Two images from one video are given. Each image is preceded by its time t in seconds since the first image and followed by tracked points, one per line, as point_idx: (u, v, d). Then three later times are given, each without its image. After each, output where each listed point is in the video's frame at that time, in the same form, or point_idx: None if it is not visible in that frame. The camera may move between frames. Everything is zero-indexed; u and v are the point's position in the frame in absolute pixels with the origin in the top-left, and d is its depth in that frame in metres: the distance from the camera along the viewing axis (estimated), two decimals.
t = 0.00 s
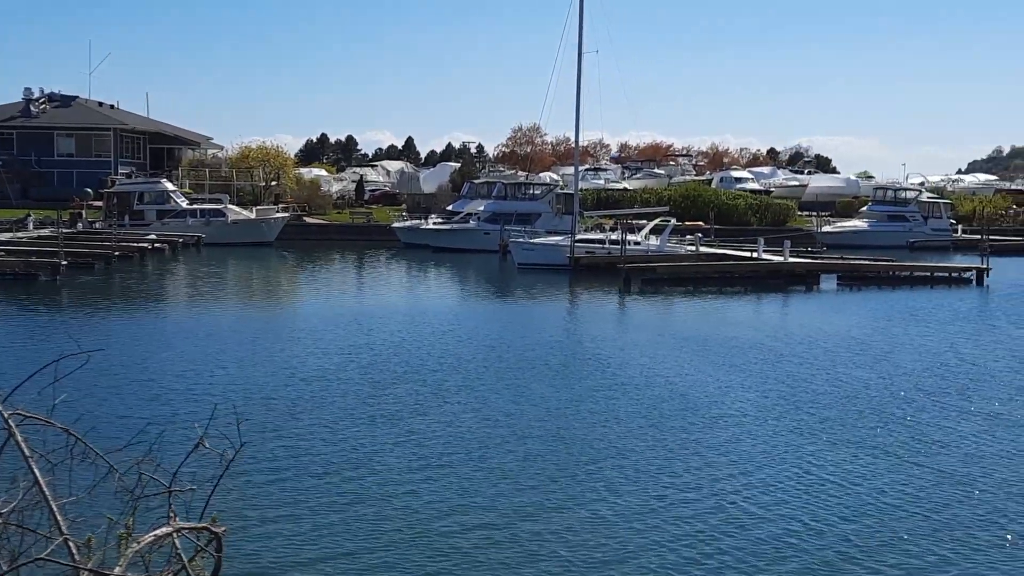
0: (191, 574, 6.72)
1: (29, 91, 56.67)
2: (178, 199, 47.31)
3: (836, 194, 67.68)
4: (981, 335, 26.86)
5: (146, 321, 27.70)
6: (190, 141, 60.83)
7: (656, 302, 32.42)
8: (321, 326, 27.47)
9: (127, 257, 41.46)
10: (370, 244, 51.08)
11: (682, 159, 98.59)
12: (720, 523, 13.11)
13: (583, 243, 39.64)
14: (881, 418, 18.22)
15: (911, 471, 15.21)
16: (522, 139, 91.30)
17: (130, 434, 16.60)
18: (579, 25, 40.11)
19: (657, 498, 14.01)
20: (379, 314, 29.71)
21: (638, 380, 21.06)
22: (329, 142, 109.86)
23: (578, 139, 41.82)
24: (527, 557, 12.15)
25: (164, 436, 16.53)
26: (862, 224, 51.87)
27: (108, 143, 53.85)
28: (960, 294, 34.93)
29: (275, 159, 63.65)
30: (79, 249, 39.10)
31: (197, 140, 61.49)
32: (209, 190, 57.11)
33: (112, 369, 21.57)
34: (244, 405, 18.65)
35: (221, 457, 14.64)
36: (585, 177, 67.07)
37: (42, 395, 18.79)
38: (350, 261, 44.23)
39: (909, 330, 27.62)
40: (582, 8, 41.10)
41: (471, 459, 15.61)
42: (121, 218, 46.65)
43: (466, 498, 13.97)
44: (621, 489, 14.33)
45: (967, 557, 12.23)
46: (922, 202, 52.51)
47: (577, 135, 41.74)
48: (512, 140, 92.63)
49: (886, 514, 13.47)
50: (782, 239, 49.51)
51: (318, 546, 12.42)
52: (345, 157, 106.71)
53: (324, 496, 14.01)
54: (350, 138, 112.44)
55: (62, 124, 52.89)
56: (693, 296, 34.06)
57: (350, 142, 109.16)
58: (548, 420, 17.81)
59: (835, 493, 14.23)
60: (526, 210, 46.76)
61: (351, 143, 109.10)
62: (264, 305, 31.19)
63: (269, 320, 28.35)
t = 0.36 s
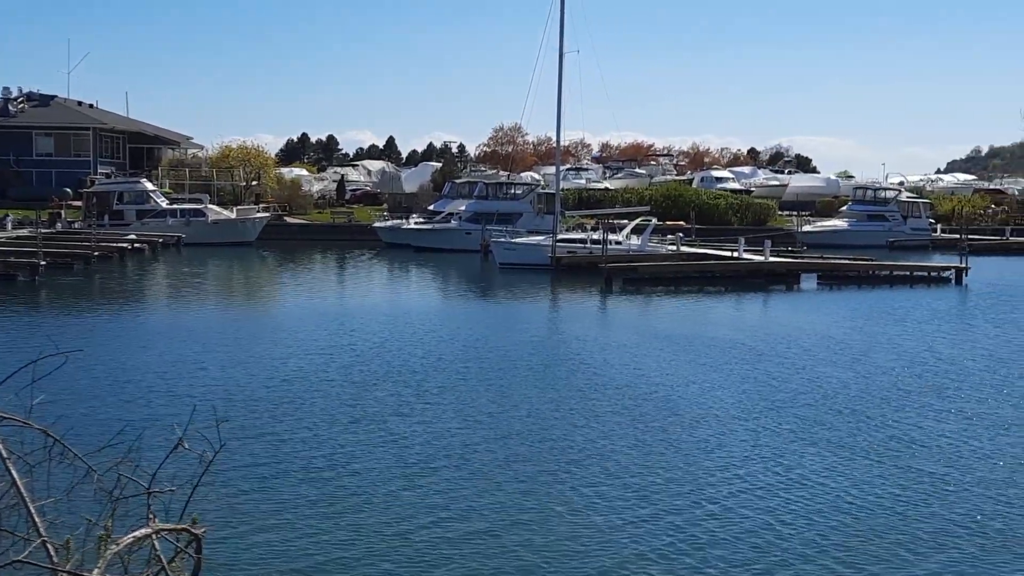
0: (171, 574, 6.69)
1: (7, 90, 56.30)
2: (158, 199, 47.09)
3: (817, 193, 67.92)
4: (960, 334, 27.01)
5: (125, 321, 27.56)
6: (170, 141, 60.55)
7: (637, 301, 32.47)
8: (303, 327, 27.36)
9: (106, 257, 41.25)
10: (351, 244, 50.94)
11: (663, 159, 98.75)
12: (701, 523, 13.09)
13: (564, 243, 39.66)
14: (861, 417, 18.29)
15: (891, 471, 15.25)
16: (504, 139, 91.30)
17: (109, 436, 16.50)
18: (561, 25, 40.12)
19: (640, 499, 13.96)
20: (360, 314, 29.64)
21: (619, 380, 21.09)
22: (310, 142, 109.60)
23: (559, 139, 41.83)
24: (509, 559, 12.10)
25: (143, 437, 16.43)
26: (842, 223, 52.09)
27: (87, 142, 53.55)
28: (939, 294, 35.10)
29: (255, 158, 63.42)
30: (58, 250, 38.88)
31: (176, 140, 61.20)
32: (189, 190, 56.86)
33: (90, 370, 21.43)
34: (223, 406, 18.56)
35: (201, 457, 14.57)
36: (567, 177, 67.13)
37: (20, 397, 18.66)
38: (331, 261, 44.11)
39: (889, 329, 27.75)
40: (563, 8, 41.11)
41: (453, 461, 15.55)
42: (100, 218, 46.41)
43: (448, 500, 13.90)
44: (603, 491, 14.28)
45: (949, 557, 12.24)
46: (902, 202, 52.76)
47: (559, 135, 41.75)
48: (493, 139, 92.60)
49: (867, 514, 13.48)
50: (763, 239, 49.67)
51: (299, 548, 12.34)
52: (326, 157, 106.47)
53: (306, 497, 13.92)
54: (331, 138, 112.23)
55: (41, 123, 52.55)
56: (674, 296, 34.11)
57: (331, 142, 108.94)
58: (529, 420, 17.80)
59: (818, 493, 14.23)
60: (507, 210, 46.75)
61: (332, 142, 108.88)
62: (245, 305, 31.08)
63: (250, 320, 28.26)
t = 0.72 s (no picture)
0: None
1: None
2: (136, 199, 46.84)
3: (796, 194, 68.19)
4: (936, 334, 27.19)
5: (103, 322, 27.43)
6: (148, 141, 60.25)
7: (617, 302, 32.52)
8: (282, 328, 27.27)
9: (83, 258, 40.99)
10: (331, 244, 50.83)
11: (642, 160, 98.99)
12: (680, 523, 13.10)
13: (544, 243, 39.68)
14: (840, 417, 18.35)
15: (870, 470, 15.32)
16: (484, 139, 91.30)
17: (86, 438, 16.37)
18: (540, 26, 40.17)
19: (620, 499, 13.96)
20: (340, 315, 29.60)
21: (599, 380, 21.12)
22: (289, 142, 109.37)
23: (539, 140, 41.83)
24: (490, 560, 12.07)
25: (120, 439, 16.31)
26: (820, 224, 52.31)
27: (64, 142, 53.22)
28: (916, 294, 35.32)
29: (234, 158, 63.17)
30: (36, 250, 38.63)
31: (155, 140, 60.89)
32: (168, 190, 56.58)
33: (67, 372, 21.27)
34: (202, 408, 18.44)
35: (179, 460, 14.45)
36: (547, 177, 67.18)
37: None
38: (310, 261, 43.98)
39: (867, 329, 27.91)
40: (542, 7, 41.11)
41: (433, 461, 15.52)
42: (77, 219, 46.14)
43: (427, 501, 13.87)
44: (582, 491, 14.27)
45: (927, 555, 12.30)
46: (880, 202, 53.03)
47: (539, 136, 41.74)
48: (473, 140, 92.59)
49: (846, 513, 13.55)
50: (742, 239, 49.85)
51: (278, 550, 12.28)
52: (305, 157, 106.29)
53: (285, 499, 13.86)
54: (310, 138, 111.97)
55: (18, 122, 52.19)
56: (654, 296, 34.19)
57: (310, 142, 108.78)
58: (510, 421, 17.79)
59: (798, 493, 14.28)
60: (487, 210, 46.71)
61: (311, 143, 108.70)
62: (225, 305, 31.01)
63: (229, 321, 28.18)
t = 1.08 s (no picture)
0: None
1: None
2: (112, 199, 46.59)
3: (773, 194, 68.48)
4: (912, 333, 27.36)
5: (80, 322, 27.27)
6: (125, 141, 59.93)
7: (595, 302, 32.56)
8: (261, 328, 27.19)
9: (59, 258, 40.73)
10: (309, 244, 50.69)
11: (620, 160, 99.17)
12: (660, 523, 13.12)
13: (523, 243, 39.71)
14: (818, 416, 18.46)
15: (849, 469, 15.38)
16: (463, 139, 91.26)
17: (62, 439, 16.28)
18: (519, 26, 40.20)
19: (600, 499, 13.97)
20: (319, 315, 29.53)
21: (579, 380, 21.15)
22: (267, 142, 109.02)
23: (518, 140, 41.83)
24: (470, 562, 12.06)
25: (97, 440, 16.23)
26: (797, 224, 52.55)
27: (40, 142, 52.87)
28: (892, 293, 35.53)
29: (212, 158, 62.92)
30: (11, 250, 38.38)
31: (131, 139, 60.58)
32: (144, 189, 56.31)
33: (43, 372, 21.13)
34: (180, 409, 18.37)
35: (157, 461, 14.39)
36: (525, 178, 67.23)
37: None
38: (288, 261, 43.84)
39: (843, 329, 28.05)
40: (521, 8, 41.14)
41: (413, 462, 15.50)
42: (53, 219, 45.85)
43: (407, 502, 13.84)
44: (562, 492, 14.27)
45: (906, 553, 12.37)
46: (856, 203, 53.31)
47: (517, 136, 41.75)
48: (452, 140, 92.51)
49: (822, 511, 13.64)
50: (720, 239, 50.02)
51: (256, 551, 12.23)
52: (283, 157, 106.01)
53: (263, 500, 13.80)
54: (288, 137, 111.73)
55: None
56: (633, 296, 34.26)
57: (288, 142, 108.45)
58: (489, 422, 17.79)
59: (776, 492, 14.32)
60: (466, 210, 46.70)
61: (289, 142, 108.38)
62: (202, 306, 30.87)
63: (207, 321, 28.07)
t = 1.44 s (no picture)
0: None
1: None
2: (91, 199, 46.30)
3: (754, 194, 68.60)
4: (893, 333, 27.42)
5: (59, 323, 27.06)
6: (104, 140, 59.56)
7: (577, 301, 32.53)
8: (242, 329, 27.03)
9: (37, 258, 40.44)
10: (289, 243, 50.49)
11: (602, 159, 99.20)
12: (642, 521, 13.15)
13: (504, 242, 39.66)
14: (801, 414, 18.49)
15: (831, 467, 15.42)
16: (444, 139, 91.04)
17: (42, 440, 16.16)
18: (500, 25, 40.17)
19: (583, 497, 13.98)
20: (300, 315, 29.39)
21: (563, 379, 21.11)
22: (247, 141, 108.55)
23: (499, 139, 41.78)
24: (454, 561, 12.02)
25: (78, 440, 16.12)
26: (778, 223, 52.68)
27: (18, 141, 52.49)
28: (873, 292, 35.62)
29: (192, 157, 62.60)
30: None
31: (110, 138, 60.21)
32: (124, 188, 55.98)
33: (21, 373, 20.95)
34: (161, 410, 18.25)
35: (139, 461, 14.31)
36: (506, 177, 67.15)
37: None
38: (268, 261, 43.66)
39: (825, 328, 28.12)
40: (502, 6, 41.11)
41: (395, 461, 15.47)
42: (31, 218, 45.54)
43: (390, 501, 13.79)
44: (546, 491, 14.24)
45: (887, 549, 12.43)
46: (836, 202, 53.48)
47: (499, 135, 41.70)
48: (433, 139, 92.31)
49: (805, 508, 13.69)
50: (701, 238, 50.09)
51: (239, 551, 12.17)
52: (264, 156, 105.58)
53: (247, 501, 13.72)
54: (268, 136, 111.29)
55: None
56: (615, 295, 34.26)
57: (269, 141, 108.01)
58: (472, 421, 17.75)
59: (760, 491, 14.34)
60: (447, 210, 46.61)
61: (269, 142, 107.94)
62: (181, 306, 30.68)
63: (187, 322, 27.90)
